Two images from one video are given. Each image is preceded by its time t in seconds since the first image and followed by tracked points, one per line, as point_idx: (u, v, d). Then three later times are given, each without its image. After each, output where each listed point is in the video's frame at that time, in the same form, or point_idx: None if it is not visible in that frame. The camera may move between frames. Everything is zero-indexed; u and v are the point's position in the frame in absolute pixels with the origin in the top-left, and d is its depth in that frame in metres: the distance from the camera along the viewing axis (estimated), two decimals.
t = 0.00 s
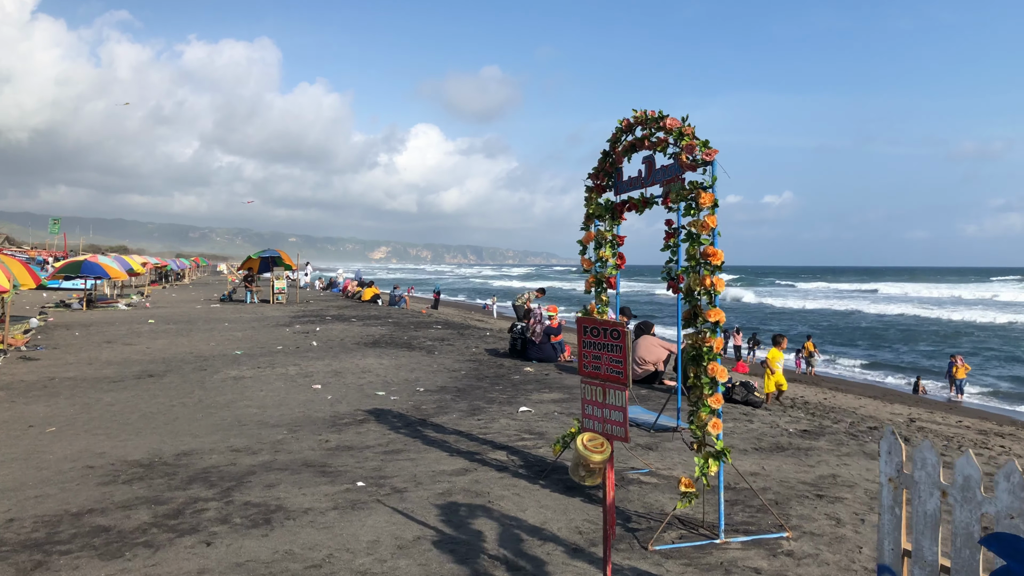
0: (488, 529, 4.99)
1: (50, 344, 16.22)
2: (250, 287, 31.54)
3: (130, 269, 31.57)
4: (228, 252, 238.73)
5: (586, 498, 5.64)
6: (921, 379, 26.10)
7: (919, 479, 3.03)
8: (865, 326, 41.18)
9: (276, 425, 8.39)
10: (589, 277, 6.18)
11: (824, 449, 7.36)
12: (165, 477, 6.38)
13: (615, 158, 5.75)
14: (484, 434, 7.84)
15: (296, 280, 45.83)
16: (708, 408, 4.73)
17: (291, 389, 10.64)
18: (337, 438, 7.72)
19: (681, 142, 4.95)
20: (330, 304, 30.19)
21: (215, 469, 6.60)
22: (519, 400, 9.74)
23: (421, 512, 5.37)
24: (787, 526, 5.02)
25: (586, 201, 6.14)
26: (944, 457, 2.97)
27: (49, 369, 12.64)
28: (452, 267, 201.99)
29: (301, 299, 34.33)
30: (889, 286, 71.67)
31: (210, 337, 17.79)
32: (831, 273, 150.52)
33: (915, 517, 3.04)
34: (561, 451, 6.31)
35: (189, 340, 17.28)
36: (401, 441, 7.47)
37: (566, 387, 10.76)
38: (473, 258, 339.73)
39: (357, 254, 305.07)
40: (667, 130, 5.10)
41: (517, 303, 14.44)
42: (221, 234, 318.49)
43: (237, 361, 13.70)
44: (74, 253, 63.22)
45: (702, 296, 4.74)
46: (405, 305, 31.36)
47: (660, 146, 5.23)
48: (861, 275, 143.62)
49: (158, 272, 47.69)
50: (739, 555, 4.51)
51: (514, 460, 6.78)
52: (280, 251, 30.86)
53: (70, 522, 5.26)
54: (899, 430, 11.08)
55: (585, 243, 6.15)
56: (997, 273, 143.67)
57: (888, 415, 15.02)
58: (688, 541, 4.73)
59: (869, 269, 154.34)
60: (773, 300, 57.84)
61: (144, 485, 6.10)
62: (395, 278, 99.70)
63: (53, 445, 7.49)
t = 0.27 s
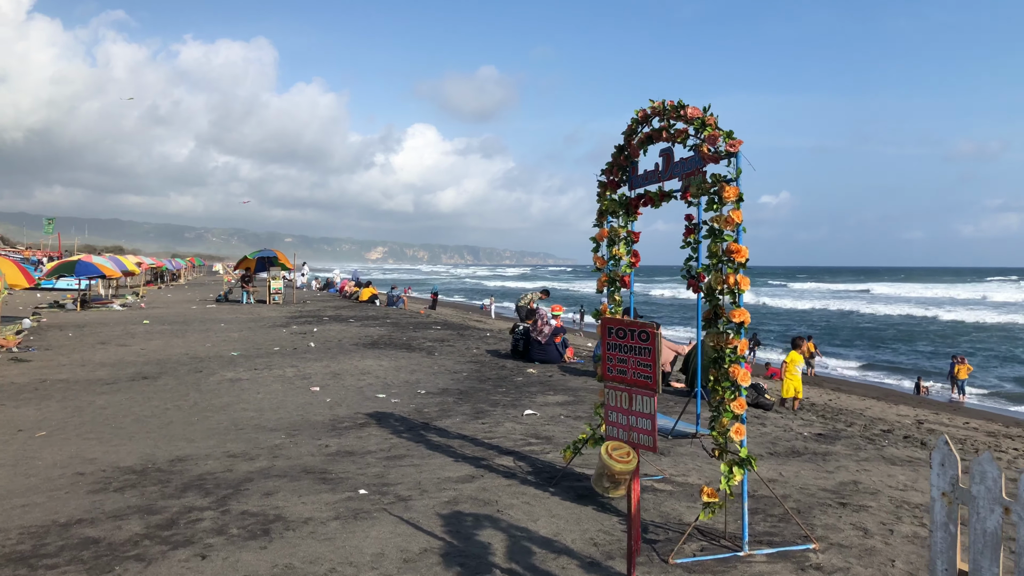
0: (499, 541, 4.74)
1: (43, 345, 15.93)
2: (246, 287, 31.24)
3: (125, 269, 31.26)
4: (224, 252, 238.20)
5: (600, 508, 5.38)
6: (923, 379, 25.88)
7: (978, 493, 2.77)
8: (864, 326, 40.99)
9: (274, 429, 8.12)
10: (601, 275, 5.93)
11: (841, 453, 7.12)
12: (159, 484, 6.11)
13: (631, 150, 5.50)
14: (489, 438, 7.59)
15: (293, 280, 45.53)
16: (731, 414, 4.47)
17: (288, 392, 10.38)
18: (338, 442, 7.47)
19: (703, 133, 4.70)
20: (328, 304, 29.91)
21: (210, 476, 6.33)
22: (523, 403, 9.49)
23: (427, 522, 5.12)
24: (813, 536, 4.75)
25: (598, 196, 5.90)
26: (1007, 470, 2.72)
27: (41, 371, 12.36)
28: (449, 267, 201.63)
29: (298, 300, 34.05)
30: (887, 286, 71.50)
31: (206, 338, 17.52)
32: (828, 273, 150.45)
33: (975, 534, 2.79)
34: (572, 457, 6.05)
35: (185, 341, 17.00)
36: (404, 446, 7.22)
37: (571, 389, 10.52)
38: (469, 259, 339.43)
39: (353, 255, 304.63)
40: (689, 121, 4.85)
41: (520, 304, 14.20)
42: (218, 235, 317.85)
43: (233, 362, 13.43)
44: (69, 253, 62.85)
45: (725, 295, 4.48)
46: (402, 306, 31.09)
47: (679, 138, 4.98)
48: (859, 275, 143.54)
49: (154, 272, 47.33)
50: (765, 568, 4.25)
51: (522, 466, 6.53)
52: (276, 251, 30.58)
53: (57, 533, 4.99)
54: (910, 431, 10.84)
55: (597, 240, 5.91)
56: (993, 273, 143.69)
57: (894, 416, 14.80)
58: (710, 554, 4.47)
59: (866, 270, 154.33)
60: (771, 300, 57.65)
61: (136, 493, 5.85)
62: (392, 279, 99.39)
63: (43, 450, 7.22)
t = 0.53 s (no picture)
0: (512, 561, 4.47)
1: (33, 349, 15.61)
2: (242, 290, 30.92)
3: (119, 272, 30.91)
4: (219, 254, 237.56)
5: (615, 524, 5.12)
6: (923, 382, 25.70)
7: None
8: (862, 327, 40.89)
9: (271, 438, 7.84)
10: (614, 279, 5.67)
11: (860, 462, 6.87)
12: (152, 498, 5.83)
13: (647, 149, 5.26)
14: (494, 447, 7.33)
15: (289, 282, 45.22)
16: (758, 426, 4.21)
17: (286, 398, 10.11)
18: (338, 452, 7.19)
19: (728, 128, 4.45)
20: (324, 307, 29.63)
21: (205, 490, 6.05)
22: (527, 409, 9.23)
23: (434, 539, 4.84)
24: (844, 554, 4.48)
25: (611, 196, 5.65)
26: None
27: (31, 377, 12.05)
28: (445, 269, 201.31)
29: (294, 302, 33.74)
30: (883, 288, 71.49)
31: (201, 341, 17.22)
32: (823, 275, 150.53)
33: None
34: (584, 469, 5.79)
35: (179, 345, 16.70)
36: (406, 456, 6.95)
37: (576, 394, 10.26)
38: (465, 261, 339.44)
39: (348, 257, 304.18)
40: (711, 116, 4.61)
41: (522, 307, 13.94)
42: (212, 237, 317.12)
43: (229, 367, 13.14)
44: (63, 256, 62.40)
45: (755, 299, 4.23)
46: (399, 308, 30.83)
47: (700, 134, 4.74)
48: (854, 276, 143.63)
49: (148, 275, 46.98)
50: None
51: (530, 477, 6.26)
52: (272, 253, 30.29)
53: (42, 553, 4.70)
54: (920, 436, 10.61)
55: (611, 243, 5.65)
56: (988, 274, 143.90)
57: (899, 420, 14.61)
58: None
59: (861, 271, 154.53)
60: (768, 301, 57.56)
61: (127, 508, 5.56)
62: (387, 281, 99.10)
63: (31, 461, 6.92)
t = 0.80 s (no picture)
0: None
1: (25, 355, 15.34)
2: (237, 293, 30.64)
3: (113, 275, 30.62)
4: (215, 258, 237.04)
5: (629, 542, 4.89)
6: (922, 386, 25.54)
7: None
8: (860, 331, 40.79)
9: (269, 448, 7.61)
10: (627, 285, 5.45)
11: (875, 473, 6.67)
12: (145, 514, 5.59)
13: (662, 149, 5.06)
14: (499, 457, 7.10)
15: (285, 286, 44.96)
16: (785, 441, 4.02)
17: (283, 406, 9.88)
18: (338, 463, 6.97)
19: (752, 127, 4.25)
20: (321, 311, 29.39)
21: (200, 504, 5.82)
22: (531, 417, 9.01)
23: (440, 558, 4.61)
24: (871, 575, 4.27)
25: (623, 198, 5.44)
26: None
27: (23, 383, 11.80)
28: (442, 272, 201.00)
29: (290, 306, 33.50)
30: (879, 291, 71.50)
31: (196, 347, 16.97)
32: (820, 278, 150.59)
33: None
34: (595, 482, 5.55)
35: (173, 350, 16.44)
36: (408, 468, 6.72)
37: (580, 402, 10.04)
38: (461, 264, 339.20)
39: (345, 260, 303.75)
40: (731, 114, 4.41)
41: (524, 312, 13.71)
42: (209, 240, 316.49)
43: (225, 373, 12.91)
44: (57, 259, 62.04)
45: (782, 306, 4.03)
46: (397, 312, 30.61)
47: (720, 133, 4.54)
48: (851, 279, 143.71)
49: (143, 278, 46.67)
50: None
51: (538, 490, 6.03)
52: (268, 256, 30.04)
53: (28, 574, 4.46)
54: (929, 444, 10.42)
55: (622, 247, 5.44)
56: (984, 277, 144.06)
57: (903, 425, 14.43)
58: None
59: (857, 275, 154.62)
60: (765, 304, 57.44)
61: (118, 525, 5.32)
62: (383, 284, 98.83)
63: (19, 473, 6.68)
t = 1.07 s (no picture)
0: None
1: (12, 351, 14.98)
2: (230, 289, 30.26)
3: (104, 270, 30.21)
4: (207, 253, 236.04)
5: (645, 551, 4.62)
6: (921, 384, 25.32)
7: None
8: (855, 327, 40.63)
9: (262, 449, 7.31)
10: (641, 279, 5.18)
11: (893, 475, 6.41)
12: (130, 519, 5.29)
13: (681, 135, 4.78)
14: (502, 459, 6.82)
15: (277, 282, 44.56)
16: (817, 445, 3.72)
17: (276, 404, 9.58)
18: (334, 465, 6.68)
19: (780, 109, 3.96)
20: (314, 307, 29.05)
21: (189, 509, 5.52)
22: (533, 416, 8.73)
23: (445, 569, 4.33)
24: None
25: (637, 187, 5.15)
26: None
27: (8, 380, 11.46)
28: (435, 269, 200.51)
29: (283, 302, 33.14)
30: (873, 288, 71.35)
31: (187, 343, 16.63)
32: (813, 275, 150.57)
33: None
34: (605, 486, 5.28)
35: (164, 346, 16.09)
36: (408, 470, 6.43)
37: (582, 400, 9.75)
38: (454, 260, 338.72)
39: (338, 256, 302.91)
40: (758, 95, 4.13)
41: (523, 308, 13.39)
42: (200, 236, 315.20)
43: (217, 370, 12.58)
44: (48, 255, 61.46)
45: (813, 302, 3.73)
46: (391, 308, 30.29)
47: (745, 117, 4.26)
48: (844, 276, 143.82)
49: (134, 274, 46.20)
50: None
51: (545, 494, 5.76)
52: (261, 252, 29.68)
53: None
54: (938, 444, 10.17)
55: (636, 239, 5.16)
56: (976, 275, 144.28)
57: (907, 424, 14.21)
58: None
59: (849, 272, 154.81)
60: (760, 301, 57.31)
61: (102, 532, 5.01)
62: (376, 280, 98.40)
63: None
